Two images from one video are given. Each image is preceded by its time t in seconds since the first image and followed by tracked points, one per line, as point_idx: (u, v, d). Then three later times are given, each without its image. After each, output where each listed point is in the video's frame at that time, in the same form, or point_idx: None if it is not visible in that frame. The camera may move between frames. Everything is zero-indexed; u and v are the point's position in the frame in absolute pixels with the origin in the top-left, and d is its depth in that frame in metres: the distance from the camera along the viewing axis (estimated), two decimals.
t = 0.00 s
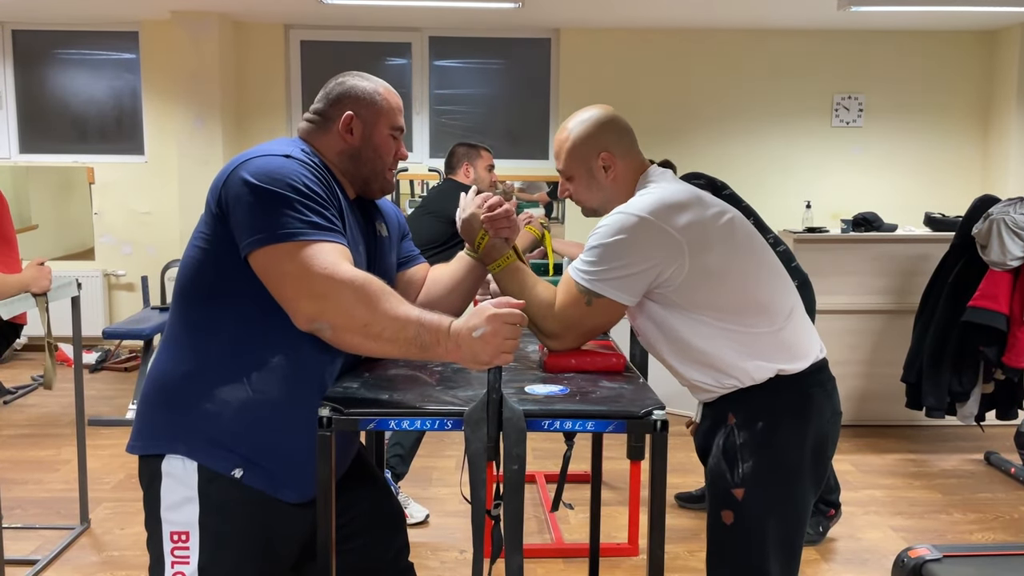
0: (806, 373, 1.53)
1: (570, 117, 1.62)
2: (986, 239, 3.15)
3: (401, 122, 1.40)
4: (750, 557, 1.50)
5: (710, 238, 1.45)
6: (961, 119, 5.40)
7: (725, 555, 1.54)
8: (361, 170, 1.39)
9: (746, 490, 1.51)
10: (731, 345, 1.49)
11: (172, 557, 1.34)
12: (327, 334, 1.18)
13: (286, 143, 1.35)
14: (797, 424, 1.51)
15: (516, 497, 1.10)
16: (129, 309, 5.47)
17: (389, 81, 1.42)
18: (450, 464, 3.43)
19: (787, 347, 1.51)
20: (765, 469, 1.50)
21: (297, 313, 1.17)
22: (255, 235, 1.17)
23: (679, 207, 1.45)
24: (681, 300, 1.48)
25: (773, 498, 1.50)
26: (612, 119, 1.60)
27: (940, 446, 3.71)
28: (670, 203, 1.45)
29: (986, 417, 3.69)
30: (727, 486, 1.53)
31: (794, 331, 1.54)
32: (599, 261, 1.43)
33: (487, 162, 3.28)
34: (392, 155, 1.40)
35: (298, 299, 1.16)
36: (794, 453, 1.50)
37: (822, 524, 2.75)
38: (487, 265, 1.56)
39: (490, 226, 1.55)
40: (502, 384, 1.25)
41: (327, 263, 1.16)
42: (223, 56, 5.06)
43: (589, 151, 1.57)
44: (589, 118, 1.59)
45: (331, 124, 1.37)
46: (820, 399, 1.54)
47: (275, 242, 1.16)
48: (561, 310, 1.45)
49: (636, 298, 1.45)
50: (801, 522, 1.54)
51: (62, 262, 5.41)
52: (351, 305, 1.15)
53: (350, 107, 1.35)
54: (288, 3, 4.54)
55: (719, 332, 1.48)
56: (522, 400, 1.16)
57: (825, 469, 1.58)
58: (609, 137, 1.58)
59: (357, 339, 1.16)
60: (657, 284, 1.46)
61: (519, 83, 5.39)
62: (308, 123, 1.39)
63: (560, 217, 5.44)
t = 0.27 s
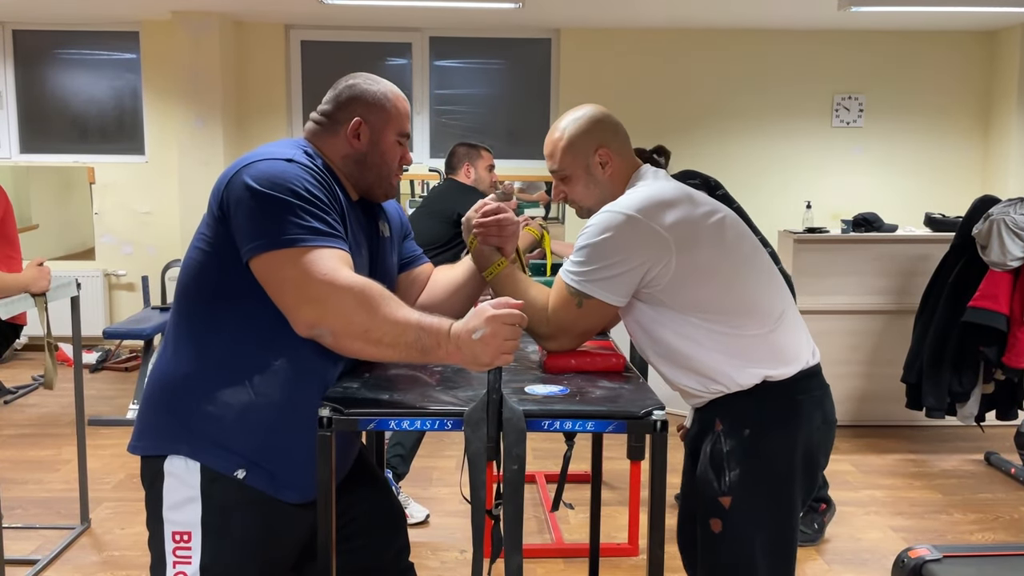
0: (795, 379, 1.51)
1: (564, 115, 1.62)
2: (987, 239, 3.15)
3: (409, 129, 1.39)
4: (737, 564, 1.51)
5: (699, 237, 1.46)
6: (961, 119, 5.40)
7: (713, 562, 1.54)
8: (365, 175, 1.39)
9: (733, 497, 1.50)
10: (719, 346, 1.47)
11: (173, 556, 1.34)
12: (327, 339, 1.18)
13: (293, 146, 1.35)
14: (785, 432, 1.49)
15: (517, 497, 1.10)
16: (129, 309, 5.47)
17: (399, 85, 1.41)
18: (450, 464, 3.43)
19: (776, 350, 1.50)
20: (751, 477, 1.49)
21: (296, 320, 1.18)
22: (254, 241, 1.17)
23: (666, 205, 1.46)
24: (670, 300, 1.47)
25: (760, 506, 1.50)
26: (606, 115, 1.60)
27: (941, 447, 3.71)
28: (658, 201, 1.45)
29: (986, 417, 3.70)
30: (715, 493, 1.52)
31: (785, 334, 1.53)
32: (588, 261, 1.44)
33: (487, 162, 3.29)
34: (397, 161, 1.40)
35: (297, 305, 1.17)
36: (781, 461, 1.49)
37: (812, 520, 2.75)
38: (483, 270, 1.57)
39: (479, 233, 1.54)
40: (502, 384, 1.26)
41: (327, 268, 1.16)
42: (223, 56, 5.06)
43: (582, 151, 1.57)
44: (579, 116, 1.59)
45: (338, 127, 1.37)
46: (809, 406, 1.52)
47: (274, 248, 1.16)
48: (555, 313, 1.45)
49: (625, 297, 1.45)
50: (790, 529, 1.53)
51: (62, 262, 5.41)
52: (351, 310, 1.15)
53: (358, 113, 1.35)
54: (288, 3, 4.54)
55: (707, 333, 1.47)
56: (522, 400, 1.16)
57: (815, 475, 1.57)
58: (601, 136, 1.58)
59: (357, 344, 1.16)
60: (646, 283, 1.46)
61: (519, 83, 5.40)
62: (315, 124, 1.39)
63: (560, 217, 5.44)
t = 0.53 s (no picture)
0: (785, 380, 1.52)
1: (559, 112, 1.61)
2: (987, 239, 3.15)
3: (417, 133, 1.39)
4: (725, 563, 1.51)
5: (696, 235, 1.46)
6: (961, 119, 5.40)
7: (701, 559, 1.55)
8: (372, 179, 1.40)
9: (722, 497, 1.51)
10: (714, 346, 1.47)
11: (174, 556, 1.34)
12: (328, 341, 1.18)
13: (301, 148, 1.35)
14: (775, 433, 1.49)
15: (517, 497, 1.10)
16: (130, 309, 5.47)
17: (409, 89, 1.40)
18: (450, 464, 3.44)
19: (770, 351, 1.50)
20: (741, 477, 1.50)
21: (296, 320, 1.18)
22: (258, 242, 1.18)
23: (662, 203, 1.46)
24: (666, 299, 1.47)
25: (749, 506, 1.50)
26: (600, 113, 1.59)
27: (941, 447, 3.71)
28: (654, 199, 1.46)
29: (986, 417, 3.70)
30: (704, 492, 1.52)
31: (778, 336, 1.53)
32: (586, 260, 1.44)
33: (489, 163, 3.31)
34: (404, 165, 1.40)
35: (295, 304, 1.17)
36: (770, 461, 1.49)
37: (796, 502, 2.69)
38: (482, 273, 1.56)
39: (479, 235, 1.54)
40: (503, 385, 1.26)
41: (330, 270, 1.16)
42: (224, 56, 5.06)
43: (576, 148, 1.57)
44: (573, 113, 1.59)
45: (347, 129, 1.36)
46: (800, 408, 1.52)
47: (277, 250, 1.17)
48: (555, 314, 1.45)
49: (622, 297, 1.45)
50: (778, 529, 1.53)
51: (62, 263, 5.41)
52: (353, 311, 1.15)
53: (368, 116, 1.35)
54: (288, 3, 4.54)
55: (703, 333, 1.47)
56: (523, 401, 1.16)
57: (804, 476, 1.58)
58: (596, 133, 1.58)
59: (359, 346, 1.16)
60: (642, 282, 1.46)
61: (519, 83, 5.40)
62: (325, 124, 1.39)
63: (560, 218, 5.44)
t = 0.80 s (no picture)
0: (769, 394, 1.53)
1: (589, 98, 1.62)
2: (988, 239, 3.14)
3: (417, 135, 1.39)
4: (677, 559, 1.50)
5: (705, 243, 1.47)
6: (962, 119, 5.40)
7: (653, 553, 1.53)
8: (373, 179, 1.40)
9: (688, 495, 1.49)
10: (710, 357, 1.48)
11: (174, 556, 1.34)
12: (328, 341, 1.18)
13: (301, 148, 1.35)
14: (750, 441, 1.50)
15: (518, 497, 1.10)
16: (130, 309, 5.47)
17: (410, 90, 1.40)
18: (451, 464, 3.44)
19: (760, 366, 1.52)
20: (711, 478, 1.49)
21: (297, 320, 1.18)
22: (259, 241, 1.18)
23: (676, 210, 1.47)
24: (670, 306, 1.47)
25: (711, 508, 1.50)
26: (631, 105, 1.60)
27: (941, 447, 3.71)
28: (668, 206, 1.47)
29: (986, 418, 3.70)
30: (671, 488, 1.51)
31: (768, 352, 1.55)
32: (596, 259, 1.44)
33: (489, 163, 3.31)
34: (405, 166, 1.40)
35: (298, 304, 1.17)
36: (742, 469, 1.50)
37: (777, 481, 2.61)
38: (487, 270, 1.52)
39: (484, 231, 1.50)
40: (503, 385, 1.26)
41: (330, 270, 1.16)
42: (224, 56, 5.06)
43: (603, 133, 1.57)
44: (606, 100, 1.59)
45: (348, 130, 1.36)
46: (776, 423, 1.54)
47: (278, 250, 1.17)
48: (561, 313, 1.45)
49: (629, 299, 1.45)
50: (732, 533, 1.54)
51: (62, 263, 5.41)
52: (353, 312, 1.15)
53: (369, 118, 1.35)
54: (288, 3, 4.53)
55: (698, 343, 1.48)
56: (524, 401, 1.17)
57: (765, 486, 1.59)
58: (624, 122, 1.58)
59: (360, 346, 1.16)
60: (649, 286, 1.47)
61: (519, 84, 5.40)
62: (326, 125, 1.39)
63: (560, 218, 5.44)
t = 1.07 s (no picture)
0: (754, 413, 1.53)
1: (625, 95, 1.61)
2: (987, 240, 3.14)
3: (418, 138, 1.39)
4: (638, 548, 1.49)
5: (714, 257, 1.49)
6: (962, 119, 5.41)
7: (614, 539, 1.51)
8: (373, 181, 1.40)
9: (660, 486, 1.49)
10: (704, 370, 1.49)
11: (174, 556, 1.34)
12: (329, 342, 1.18)
13: (301, 149, 1.35)
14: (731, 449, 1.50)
15: (517, 497, 1.10)
16: (129, 309, 5.47)
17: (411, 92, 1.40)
18: (451, 465, 3.44)
19: (752, 386, 1.52)
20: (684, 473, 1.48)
21: (299, 321, 1.18)
22: (260, 242, 1.18)
23: (689, 221, 1.48)
24: (673, 315, 1.49)
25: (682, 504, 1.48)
26: (666, 107, 1.60)
27: (941, 448, 3.71)
28: (681, 216, 1.48)
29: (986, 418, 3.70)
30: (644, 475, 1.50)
31: (762, 373, 1.56)
32: (604, 260, 1.45)
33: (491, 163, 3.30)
34: (405, 168, 1.40)
35: (299, 307, 1.17)
36: (715, 474, 1.50)
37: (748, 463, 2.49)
38: (487, 270, 1.52)
39: (482, 229, 1.50)
40: (503, 385, 1.26)
41: (331, 271, 1.16)
42: (224, 57, 5.06)
43: (636, 131, 1.56)
44: (643, 99, 1.59)
45: (348, 132, 1.36)
46: (756, 438, 1.53)
47: (280, 251, 1.17)
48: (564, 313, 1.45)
49: (634, 304, 1.46)
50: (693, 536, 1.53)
51: (61, 263, 5.41)
52: (354, 313, 1.15)
53: (370, 120, 1.35)
54: (288, 3, 4.53)
55: (694, 355, 1.49)
56: (524, 401, 1.17)
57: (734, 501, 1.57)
58: (658, 124, 1.57)
59: (360, 347, 1.16)
60: (655, 293, 1.48)
61: (519, 84, 5.40)
62: (326, 127, 1.39)
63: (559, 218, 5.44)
